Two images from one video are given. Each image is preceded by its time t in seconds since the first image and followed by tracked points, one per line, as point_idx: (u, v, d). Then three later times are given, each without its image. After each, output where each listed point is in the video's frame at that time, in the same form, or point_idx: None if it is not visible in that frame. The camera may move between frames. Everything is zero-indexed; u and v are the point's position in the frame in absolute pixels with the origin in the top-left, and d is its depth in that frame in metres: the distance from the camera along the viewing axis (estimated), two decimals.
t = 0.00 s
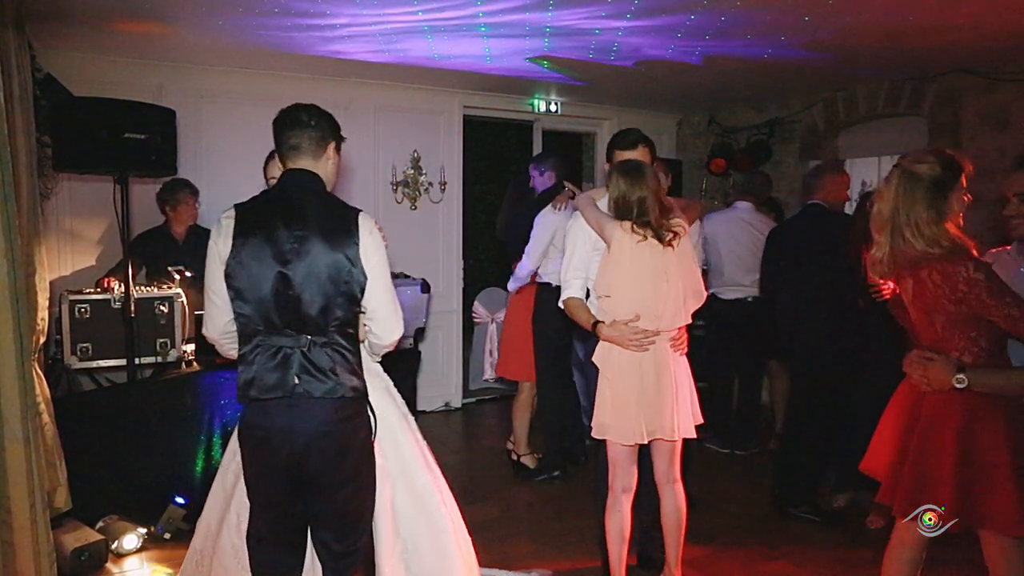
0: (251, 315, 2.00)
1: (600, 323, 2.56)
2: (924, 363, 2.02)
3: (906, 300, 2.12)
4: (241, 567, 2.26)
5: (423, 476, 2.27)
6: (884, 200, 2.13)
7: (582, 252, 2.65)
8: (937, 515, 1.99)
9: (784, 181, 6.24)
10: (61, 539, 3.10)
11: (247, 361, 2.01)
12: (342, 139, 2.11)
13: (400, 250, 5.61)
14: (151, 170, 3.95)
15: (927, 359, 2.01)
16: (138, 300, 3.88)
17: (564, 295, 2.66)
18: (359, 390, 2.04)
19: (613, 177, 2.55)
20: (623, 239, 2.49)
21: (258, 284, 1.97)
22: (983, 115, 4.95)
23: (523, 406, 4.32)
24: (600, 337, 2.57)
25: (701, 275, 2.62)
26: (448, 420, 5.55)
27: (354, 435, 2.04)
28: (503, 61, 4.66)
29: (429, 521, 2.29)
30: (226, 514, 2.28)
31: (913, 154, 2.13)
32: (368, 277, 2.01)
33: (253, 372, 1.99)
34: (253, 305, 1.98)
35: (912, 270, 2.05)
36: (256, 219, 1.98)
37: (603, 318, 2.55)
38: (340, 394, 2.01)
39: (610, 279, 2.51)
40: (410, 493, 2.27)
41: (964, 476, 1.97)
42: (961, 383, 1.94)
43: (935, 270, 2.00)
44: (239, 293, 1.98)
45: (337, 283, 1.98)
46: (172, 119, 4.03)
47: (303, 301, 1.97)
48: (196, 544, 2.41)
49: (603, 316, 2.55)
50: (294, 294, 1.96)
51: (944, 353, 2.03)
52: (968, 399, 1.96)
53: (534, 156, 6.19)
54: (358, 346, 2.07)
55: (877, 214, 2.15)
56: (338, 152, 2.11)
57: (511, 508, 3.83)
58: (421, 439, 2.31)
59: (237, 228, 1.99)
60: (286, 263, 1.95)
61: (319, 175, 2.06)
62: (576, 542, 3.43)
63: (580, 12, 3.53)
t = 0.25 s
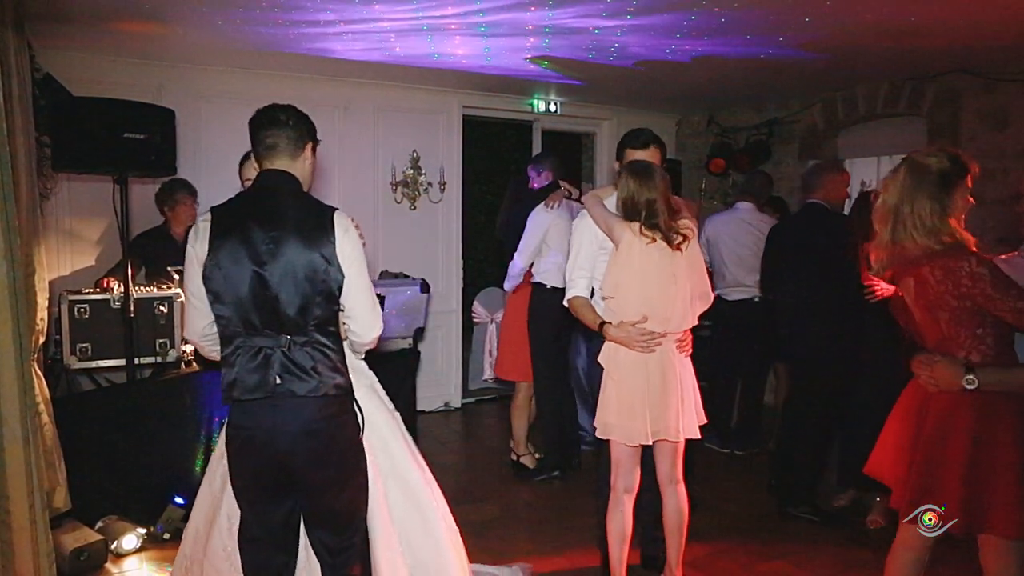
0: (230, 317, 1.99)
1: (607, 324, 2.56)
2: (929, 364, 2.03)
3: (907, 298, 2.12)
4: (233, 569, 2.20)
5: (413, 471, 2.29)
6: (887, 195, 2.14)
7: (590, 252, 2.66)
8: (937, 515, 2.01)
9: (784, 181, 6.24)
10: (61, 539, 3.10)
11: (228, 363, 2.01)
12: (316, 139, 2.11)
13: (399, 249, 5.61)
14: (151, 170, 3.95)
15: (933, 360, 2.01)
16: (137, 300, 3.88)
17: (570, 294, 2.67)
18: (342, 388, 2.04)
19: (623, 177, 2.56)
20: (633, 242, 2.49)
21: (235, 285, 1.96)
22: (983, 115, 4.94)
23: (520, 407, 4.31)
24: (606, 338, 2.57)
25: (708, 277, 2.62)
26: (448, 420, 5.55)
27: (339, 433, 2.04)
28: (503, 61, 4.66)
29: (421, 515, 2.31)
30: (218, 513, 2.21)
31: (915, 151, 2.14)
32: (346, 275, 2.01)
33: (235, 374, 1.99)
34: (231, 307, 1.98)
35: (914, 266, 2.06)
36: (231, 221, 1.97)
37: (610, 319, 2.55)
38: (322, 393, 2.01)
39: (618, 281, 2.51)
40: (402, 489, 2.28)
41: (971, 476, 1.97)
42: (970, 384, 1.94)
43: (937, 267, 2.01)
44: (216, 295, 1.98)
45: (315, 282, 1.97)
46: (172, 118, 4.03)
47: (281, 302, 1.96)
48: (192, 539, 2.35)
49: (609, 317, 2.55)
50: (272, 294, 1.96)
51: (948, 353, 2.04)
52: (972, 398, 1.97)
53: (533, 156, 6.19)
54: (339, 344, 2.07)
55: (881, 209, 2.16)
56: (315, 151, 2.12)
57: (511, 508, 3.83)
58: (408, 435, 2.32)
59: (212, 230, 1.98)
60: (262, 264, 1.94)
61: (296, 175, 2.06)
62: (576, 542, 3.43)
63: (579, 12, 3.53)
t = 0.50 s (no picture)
0: (225, 318, 1.99)
1: (613, 325, 2.57)
2: (947, 366, 2.05)
3: (924, 295, 2.11)
4: (230, 568, 2.19)
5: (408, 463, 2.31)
6: (910, 190, 2.16)
7: (600, 253, 2.66)
8: (936, 514, 2.04)
9: (782, 181, 6.25)
10: (60, 539, 3.09)
11: (224, 364, 2.01)
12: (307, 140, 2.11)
13: (398, 249, 5.61)
14: (150, 170, 3.95)
15: (948, 362, 2.05)
16: (136, 301, 3.87)
17: (578, 294, 2.67)
18: (337, 387, 2.04)
19: (634, 179, 2.55)
20: (642, 245, 2.49)
21: (228, 286, 1.96)
22: (981, 115, 4.95)
23: (521, 407, 4.31)
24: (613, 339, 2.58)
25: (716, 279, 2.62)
26: (446, 420, 5.56)
27: (337, 433, 2.04)
28: (502, 61, 4.66)
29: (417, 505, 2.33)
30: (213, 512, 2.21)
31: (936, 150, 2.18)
32: (339, 276, 2.01)
33: (231, 375, 1.99)
34: (225, 308, 1.98)
35: (934, 259, 2.05)
36: (222, 222, 1.97)
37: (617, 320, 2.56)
38: (318, 392, 2.01)
39: (629, 284, 2.52)
40: (400, 482, 2.30)
41: (988, 479, 1.97)
42: (987, 384, 1.97)
43: (956, 260, 2.00)
44: (210, 296, 1.98)
45: (308, 283, 1.97)
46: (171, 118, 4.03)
47: (274, 302, 1.96)
48: (186, 543, 2.35)
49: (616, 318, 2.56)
50: (265, 294, 1.95)
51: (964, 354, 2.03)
52: (985, 402, 1.98)
53: (532, 156, 6.19)
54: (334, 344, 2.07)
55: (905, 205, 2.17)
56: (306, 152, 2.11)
57: (509, 508, 3.83)
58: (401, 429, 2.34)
59: (205, 232, 1.98)
60: (254, 265, 1.94)
61: (288, 176, 2.06)
62: (575, 542, 3.43)
63: (577, 12, 3.53)
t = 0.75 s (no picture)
0: (230, 318, 1.99)
1: (616, 327, 2.57)
2: (965, 369, 2.00)
3: (949, 293, 2.07)
4: (231, 568, 2.20)
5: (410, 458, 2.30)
6: (939, 189, 2.13)
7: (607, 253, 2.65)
8: (936, 514, 2.05)
9: (781, 181, 6.26)
10: (58, 540, 3.09)
11: (229, 364, 2.00)
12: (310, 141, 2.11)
13: (397, 250, 5.61)
14: (150, 171, 3.95)
15: (966, 365, 2.00)
16: (135, 301, 3.87)
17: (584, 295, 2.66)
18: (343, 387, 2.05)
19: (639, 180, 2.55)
20: (644, 248, 2.50)
21: (235, 286, 1.96)
22: (979, 116, 4.96)
23: (520, 407, 4.21)
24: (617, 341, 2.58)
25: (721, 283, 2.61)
26: (445, 420, 5.56)
27: (343, 434, 2.04)
28: (501, 61, 4.66)
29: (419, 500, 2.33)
30: (213, 511, 2.20)
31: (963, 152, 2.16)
32: (345, 277, 2.03)
33: (236, 375, 1.98)
34: (232, 308, 1.98)
35: (962, 254, 2.02)
36: (228, 223, 1.97)
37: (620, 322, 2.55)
38: (324, 392, 2.01)
39: (635, 287, 2.52)
40: (403, 478, 2.30)
41: (1003, 485, 1.92)
42: (1005, 388, 1.93)
43: (985, 255, 1.97)
44: (216, 296, 1.97)
45: (315, 283, 1.99)
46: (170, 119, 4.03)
47: (281, 303, 1.97)
48: (183, 542, 2.33)
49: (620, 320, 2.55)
50: (272, 294, 1.96)
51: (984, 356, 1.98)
52: (996, 404, 1.95)
53: (531, 156, 6.19)
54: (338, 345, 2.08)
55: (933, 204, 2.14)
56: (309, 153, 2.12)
57: (509, 508, 3.83)
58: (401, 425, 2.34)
59: (211, 232, 1.98)
60: (262, 265, 1.95)
61: (293, 177, 2.06)
62: (574, 542, 3.43)
63: (577, 12, 3.54)
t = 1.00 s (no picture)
0: (256, 317, 1.98)
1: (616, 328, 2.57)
2: (966, 371, 2.00)
3: (957, 291, 2.07)
4: (235, 568, 2.17)
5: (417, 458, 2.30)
6: (961, 187, 2.08)
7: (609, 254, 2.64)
8: (936, 514, 2.05)
9: (779, 181, 6.26)
10: (56, 540, 3.09)
11: (252, 363, 1.99)
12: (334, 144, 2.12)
13: (396, 250, 5.60)
14: (148, 171, 3.94)
15: (967, 368, 2.00)
16: (133, 301, 3.87)
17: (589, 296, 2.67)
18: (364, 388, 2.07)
19: (637, 181, 2.55)
20: (641, 250, 2.51)
21: (264, 286, 1.95)
22: (977, 116, 4.97)
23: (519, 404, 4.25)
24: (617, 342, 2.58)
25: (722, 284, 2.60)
26: (444, 420, 5.55)
27: (362, 434, 2.06)
28: (500, 61, 4.66)
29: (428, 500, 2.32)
30: (219, 510, 2.18)
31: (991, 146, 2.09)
32: (370, 280, 2.04)
33: (260, 374, 1.97)
34: (259, 308, 1.97)
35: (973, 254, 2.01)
36: (257, 222, 1.96)
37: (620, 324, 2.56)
38: (347, 393, 2.02)
39: (634, 288, 2.52)
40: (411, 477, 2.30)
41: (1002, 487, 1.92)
42: (1003, 392, 1.92)
43: (995, 255, 1.95)
44: (244, 294, 1.96)
45: (343, 285, 2.00)
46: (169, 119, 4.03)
47: (310, 304, 1.98)
48: (186, 540, 2.32)
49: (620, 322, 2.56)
50: (300, 294, 1.96)
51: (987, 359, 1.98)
52: (998, 406, 1.94)
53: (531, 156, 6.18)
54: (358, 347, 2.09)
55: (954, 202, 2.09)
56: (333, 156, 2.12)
57: (508, 508, 3.83)
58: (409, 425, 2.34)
59: (239, 230, 1.96)
60: (292, 265, 1.95)
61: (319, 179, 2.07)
62: (573, 541, 3.43)
63: (577, 12, 3.54)
